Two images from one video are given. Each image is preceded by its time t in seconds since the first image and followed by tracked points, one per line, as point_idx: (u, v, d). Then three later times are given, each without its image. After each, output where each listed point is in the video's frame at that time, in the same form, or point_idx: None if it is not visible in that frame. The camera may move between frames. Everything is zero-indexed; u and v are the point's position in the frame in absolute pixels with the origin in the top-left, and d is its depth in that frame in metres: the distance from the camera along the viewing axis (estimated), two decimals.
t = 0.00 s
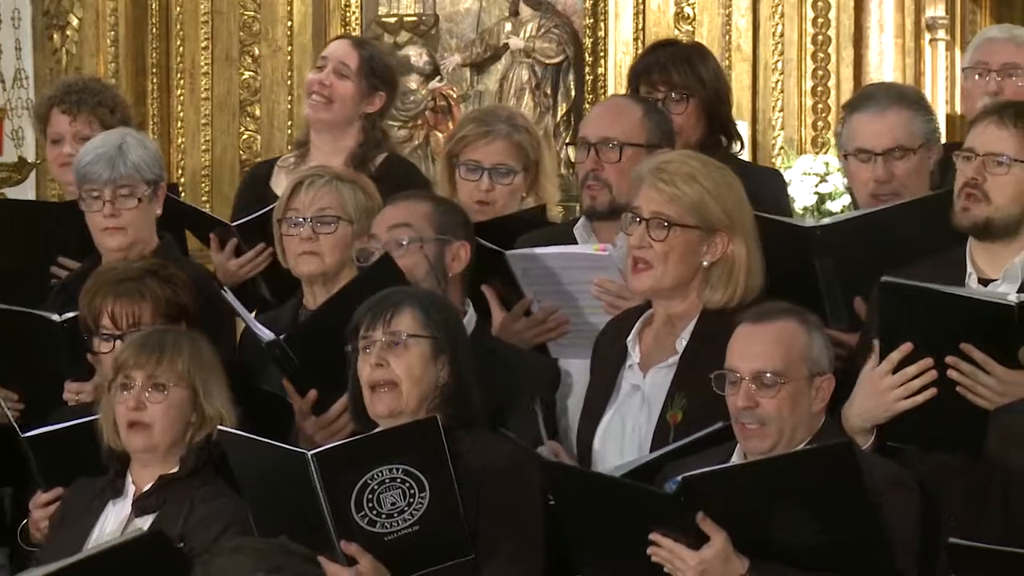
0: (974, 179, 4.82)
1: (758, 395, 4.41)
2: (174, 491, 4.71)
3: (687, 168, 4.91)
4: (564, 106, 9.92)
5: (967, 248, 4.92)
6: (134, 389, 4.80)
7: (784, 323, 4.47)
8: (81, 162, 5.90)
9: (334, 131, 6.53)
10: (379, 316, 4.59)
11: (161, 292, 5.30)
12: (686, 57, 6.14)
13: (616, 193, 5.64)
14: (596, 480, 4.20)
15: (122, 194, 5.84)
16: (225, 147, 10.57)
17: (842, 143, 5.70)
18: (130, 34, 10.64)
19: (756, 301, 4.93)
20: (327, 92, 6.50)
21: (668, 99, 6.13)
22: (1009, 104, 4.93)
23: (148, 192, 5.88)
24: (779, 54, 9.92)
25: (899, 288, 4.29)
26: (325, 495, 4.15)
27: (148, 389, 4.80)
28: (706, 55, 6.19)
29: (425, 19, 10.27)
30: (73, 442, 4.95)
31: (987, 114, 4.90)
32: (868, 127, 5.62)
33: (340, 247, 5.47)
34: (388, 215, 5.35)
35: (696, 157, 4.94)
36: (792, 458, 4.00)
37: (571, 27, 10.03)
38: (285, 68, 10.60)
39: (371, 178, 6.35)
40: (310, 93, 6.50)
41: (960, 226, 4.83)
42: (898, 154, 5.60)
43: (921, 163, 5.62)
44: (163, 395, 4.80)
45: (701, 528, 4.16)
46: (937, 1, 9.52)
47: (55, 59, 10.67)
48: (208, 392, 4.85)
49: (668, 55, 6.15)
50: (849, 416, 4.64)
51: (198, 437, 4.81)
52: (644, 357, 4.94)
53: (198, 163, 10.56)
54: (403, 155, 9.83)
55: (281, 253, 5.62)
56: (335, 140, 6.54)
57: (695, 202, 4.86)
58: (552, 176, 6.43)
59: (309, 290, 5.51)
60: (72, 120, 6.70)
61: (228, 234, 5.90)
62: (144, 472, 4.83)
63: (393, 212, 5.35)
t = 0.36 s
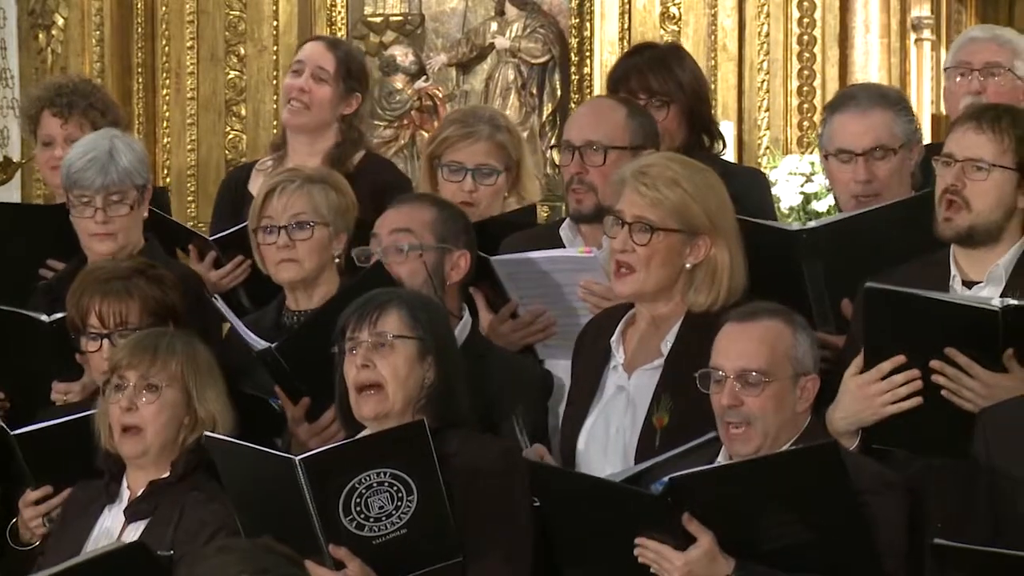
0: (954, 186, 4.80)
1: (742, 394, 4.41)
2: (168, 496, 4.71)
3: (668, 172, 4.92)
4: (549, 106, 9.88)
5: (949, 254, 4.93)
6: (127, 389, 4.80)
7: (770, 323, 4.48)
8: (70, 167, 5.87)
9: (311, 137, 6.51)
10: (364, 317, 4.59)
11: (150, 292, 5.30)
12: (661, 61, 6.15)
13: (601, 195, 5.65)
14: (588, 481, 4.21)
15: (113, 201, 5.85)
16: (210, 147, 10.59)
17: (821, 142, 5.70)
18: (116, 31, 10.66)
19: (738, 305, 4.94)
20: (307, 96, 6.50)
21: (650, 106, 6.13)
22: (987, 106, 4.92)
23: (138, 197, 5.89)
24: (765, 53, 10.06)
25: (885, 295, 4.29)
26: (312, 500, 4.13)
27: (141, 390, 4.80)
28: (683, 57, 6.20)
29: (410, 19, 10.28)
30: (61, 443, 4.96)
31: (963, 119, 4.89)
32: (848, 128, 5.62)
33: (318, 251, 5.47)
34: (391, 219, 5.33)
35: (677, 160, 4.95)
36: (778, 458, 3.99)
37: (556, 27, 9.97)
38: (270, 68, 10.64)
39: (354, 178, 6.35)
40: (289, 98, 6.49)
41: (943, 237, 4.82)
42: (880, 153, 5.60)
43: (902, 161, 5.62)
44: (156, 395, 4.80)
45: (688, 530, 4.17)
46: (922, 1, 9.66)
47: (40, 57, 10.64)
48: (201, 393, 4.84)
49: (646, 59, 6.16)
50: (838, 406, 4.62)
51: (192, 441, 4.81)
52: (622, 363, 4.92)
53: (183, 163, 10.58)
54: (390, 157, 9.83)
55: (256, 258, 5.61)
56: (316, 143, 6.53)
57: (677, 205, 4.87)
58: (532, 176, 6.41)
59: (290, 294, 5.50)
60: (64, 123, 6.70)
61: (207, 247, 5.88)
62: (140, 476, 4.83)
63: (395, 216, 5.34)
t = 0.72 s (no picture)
0: (941, 181, 4.83)
1: (733, 390, 4.41)
2: (149, 493, 4.70)
3: (663, 177, 4.89)
4: (541, 106, 10.03)
5: (938, 254, 4.95)
6: (111, 383, 4.80)
7: (761, 321, 4.48)
8: (61, 165, 5.88)
9: (301, 137, 6.51)
10: (352, 317, 4.59)
11: (140, 291, 5.30)
12: (650, 62, 6.14)
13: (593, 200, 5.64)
14: (581, 482, 4.20)
15: (105, 201, 5.85)
16: (201, 147, 10.61)
17: (809, 143, 5.70)
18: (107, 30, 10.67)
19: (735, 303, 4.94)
20: (297, 99, 6.49)
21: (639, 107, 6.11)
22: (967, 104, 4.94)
23: (129, 197, 5.89)
24: (755, 53, 10.09)
25: (872, 297, 4.30)
26: (305, 499, 4.13)
27: (125, 385, 4.80)
28: (672, 58, 6.20)
29: (403, 19, 10.33)
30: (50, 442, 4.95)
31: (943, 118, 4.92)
32: (837, 128, 5.63)
33: (307, 250, 5.47)
34: (390, 215, 5.33)
35: (668, 161, 4.92)
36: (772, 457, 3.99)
37: (548, 27, 10.14)
38: (262, 68, 10.66)
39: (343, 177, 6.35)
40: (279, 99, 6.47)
41: (932, 231, 4.84)
42: (868, 153, 5.60)
43: (891, 160, 5.62)
44: (139, 390, 4.80)
45: (678, 529, 4.17)
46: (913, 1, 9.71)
47: (31, 57, 10.63)
48: (186, 391, 4.84)
49: (634, 61, 6.15)
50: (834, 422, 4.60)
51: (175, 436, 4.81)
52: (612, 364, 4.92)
53: (174, 163, 10.60)
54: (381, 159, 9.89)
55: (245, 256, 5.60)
56: (305, 142, 6.52)
57: (673, 209, 4.85)
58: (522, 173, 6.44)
59: (280, 292, 5.51)
60: (59, 122, 6.70)
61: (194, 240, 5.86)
62: (122, 472, 4.83)
63: (394, 211, 5.33)
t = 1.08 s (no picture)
0: (928, 182, 4.88)
1: (725, 388, 4.41)
2: (132, 490, 4.71)
3: (656, 185, 4.86)
4: (533, 106, 10.08)
5: (932, 257, 4.98)
6: (94, 384, 4.79)
7: (755, 321, 4.48)
8: (50, 164, 5.87)
9: (293, 137, 6.51)
10: (348, 318, 4.58)
11: (130, 291, 5.30)
12: (642, 61, 6.15)
13: (582, 202, 5.66)
14: (570, 477, 4.19)
15: (94, 199, 5.84)
16: (194, 147, 10.62)
17: (797, 143, 5.70)
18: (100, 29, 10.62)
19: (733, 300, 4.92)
20: (289, 106, 6.48)
21: (630, 103, 6.11)
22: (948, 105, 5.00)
23: (118, 195, 5.89)
24: (748, 53, 10.11)
25: (870, 300, 4.31)
26: (300, 496, 4.13)
27: (108, 385, 4.79)
28: (665, 58, 6.20)
29: (394, 19, 10.38)
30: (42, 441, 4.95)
31: (926, 119, 4.97)
32: (824, 128, 5.62)
33: (308, 248, 5.47)
34: (377, 211, 5.32)
35: (659, 167, 4.89)
36: (765, 457, 3.99)
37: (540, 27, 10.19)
38: (254, 67, 10.68)
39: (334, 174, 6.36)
40: (270, 100, 6.48)
41: (922, 230, 4.88)
42: (855, 151, 5.60)
43: (877, 159, 5.63)
44: (122, 390, 4.79)
45: (674, 524, 4.14)
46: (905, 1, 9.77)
47: (23, 57, 10.55)
48: (169, 390, 4.84)
49: (626, 59, 6.16)
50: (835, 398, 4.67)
51: (160, 435, 4.81)
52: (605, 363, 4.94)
53: (167, 162, 10.60)
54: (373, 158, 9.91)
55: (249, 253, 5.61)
56: (296, 142, 6.53)
57: (668, 217, 4.82)
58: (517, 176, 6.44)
59: (278, 288, 5.51)
60: (49, 114, 6.69)
61: (189, 221, 5.89)
62: (105, 472, 4.83)
63: (383, 207, 5.32)
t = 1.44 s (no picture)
0: (924, 186, 4.89)
1: (717, 389, 4.39)
2: (127, 498, 4.72)
3: (646, 192, 4.84)
4: (527, 106, 10.09)
5: (928, 258, 4.99)
6: (86, 396, 4.79)
7: (747, 321, 4.47)
8: (43, 165, 5.87)
9: (287, 140, 6.53)
10: (345, 320, 4.58)
11: (122, 291, 5.29)
12: (635, 61, 6.13)
13: (571, 208, 5.64)
14: (561, 480, 4.17)
15: (86, 200, 5.84)
16: (187, 147, 10.62)
17: (789, 143, 5.70)
18: (94, 29, 10.64)
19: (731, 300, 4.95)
20: (283, 111, 6.47)
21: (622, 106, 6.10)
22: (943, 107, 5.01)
23: (111, 196, 5.89)
24: (742, 53, 10.15)
25: (870, 305, 4.29)
26: (297, 502, 4.13)
27: (100, 395, 4.80)
28: (658, 57, 6.18)
29: (388, 19, 10.39)
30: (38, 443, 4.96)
31: (921, 123, 4.97)
32: (816, 128, 5.63)
33: (310, 251, 5.46)
34: (373, 212, 5.29)
35: (648, 171, 4.88)
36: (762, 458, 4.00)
37: (534, 27, 10.21)
38: (248, 67, 10.68)
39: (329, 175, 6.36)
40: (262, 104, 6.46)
41: (917, 232, 4.89)
42: (847, 150, 5.60)
43: (868, 159, 5.63)
44: (115, 402, 4.80)
45: (666, 527, 4.12)
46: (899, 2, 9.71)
47: (17, 57, 10.66)
48: (162, 399, 4.84)
49: (619, 60, 6.15)
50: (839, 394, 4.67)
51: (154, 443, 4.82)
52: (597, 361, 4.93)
53: (161, 162, 10.61)
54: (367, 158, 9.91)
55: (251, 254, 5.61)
56: (291, 146, 6.54)
57: (659, 223, 4.81)
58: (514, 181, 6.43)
59: (283, 293, 5.49)
60: (31, 121, 6.68)
61: (193, 228, 5.86)
62: (100, 480, 4.83)
63: (378, 208, 5.30)
